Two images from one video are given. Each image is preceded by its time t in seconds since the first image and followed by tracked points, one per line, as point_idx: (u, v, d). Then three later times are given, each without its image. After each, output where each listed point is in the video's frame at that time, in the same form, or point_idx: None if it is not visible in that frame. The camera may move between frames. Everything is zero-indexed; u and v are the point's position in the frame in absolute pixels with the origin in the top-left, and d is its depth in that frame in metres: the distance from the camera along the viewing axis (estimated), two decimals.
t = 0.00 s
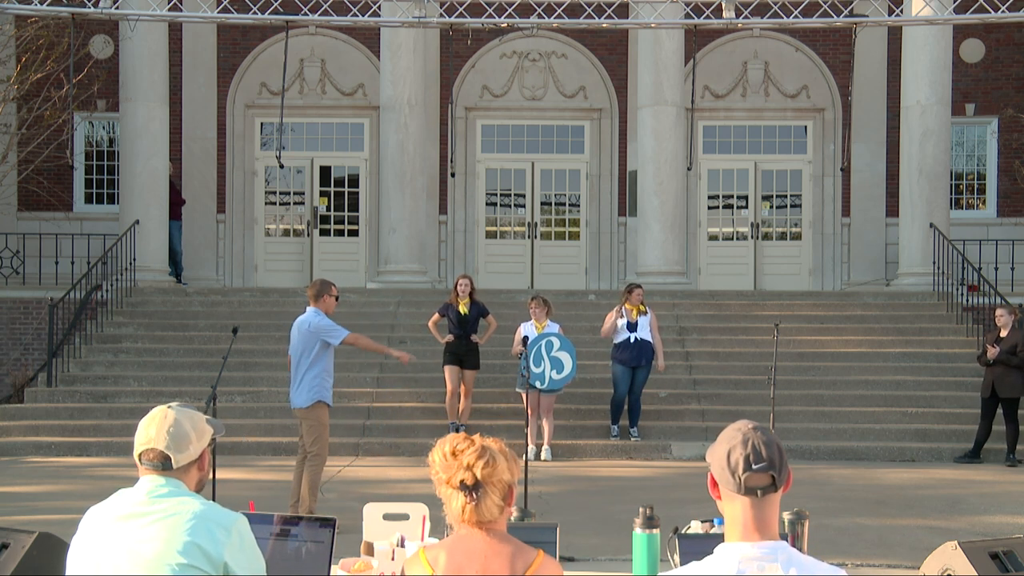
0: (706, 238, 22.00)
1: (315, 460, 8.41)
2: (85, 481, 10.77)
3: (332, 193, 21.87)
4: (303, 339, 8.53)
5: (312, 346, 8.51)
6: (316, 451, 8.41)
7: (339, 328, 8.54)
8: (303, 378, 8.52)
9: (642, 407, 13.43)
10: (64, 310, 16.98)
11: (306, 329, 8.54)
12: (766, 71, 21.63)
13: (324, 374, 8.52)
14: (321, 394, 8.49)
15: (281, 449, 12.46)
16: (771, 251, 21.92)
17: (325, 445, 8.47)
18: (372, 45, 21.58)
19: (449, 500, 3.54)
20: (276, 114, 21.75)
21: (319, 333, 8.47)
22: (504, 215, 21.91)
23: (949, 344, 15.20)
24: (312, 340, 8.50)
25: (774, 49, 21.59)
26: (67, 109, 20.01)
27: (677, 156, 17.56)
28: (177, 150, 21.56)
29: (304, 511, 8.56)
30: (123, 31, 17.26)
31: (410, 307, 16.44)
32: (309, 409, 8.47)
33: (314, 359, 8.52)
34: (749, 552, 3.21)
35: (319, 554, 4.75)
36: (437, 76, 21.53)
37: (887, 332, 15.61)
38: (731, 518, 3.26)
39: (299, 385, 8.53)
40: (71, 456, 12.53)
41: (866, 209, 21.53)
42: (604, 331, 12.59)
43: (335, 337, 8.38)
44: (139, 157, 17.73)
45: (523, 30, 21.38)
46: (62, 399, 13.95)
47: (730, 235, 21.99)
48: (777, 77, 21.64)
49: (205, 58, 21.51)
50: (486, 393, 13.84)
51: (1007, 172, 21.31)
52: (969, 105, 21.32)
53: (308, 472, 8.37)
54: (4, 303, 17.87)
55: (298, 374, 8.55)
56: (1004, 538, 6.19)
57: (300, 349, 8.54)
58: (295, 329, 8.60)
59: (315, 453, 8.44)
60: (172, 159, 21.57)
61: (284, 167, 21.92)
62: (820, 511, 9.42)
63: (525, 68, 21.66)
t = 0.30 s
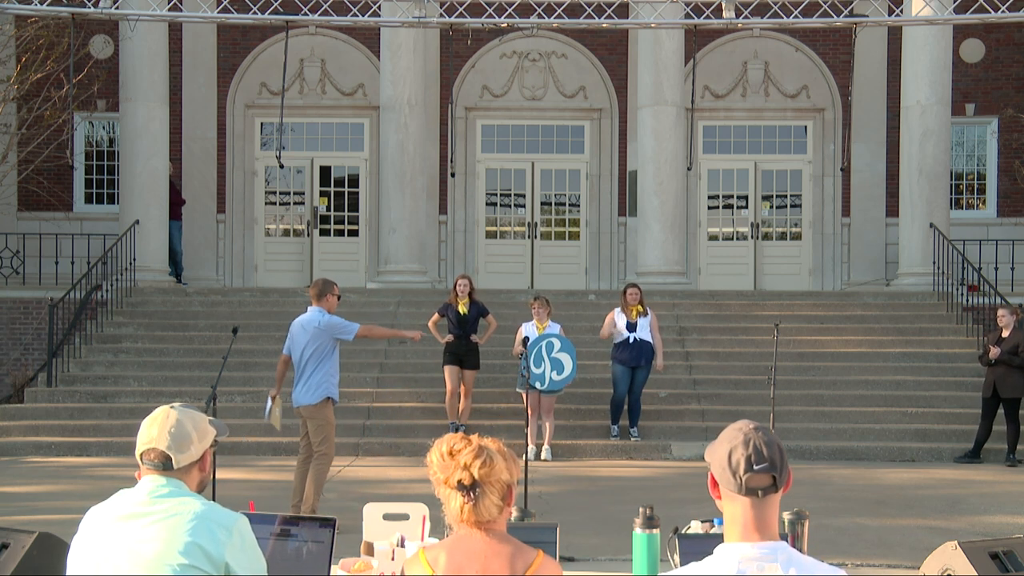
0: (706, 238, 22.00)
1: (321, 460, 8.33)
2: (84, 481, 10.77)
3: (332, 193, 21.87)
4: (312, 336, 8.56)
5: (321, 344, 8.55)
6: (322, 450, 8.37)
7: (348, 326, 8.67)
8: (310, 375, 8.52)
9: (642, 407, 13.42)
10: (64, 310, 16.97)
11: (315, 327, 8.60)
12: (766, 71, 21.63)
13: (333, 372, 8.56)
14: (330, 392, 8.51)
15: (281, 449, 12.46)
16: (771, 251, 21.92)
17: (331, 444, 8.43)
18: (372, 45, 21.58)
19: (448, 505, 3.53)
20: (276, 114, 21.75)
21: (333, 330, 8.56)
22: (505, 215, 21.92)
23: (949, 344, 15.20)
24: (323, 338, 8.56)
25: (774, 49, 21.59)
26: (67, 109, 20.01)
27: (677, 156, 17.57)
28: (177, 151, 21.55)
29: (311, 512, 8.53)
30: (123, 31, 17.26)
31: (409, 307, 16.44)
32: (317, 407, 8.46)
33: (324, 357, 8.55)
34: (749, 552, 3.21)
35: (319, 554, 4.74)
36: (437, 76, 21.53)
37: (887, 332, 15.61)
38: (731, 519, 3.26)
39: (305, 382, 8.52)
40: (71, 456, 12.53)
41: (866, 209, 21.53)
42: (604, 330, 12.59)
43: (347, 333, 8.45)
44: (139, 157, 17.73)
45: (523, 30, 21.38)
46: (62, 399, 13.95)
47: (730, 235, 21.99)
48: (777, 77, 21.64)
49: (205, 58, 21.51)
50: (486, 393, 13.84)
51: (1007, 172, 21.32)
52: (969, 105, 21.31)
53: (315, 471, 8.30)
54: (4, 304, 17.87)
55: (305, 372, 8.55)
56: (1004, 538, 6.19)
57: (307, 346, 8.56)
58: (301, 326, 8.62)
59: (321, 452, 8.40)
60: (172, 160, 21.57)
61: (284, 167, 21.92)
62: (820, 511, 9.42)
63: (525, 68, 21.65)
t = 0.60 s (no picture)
0: (706, 239, 22.00)
1: (326, 457, 8.35)
2: (84, 481, 10.77)
3: (332, 193, 21.87)
4: (316, 335, 8.55)
5: (325, 343, 8.55)
6: (327, 448, 8.40)
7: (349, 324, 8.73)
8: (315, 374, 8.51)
9: (642, 407, 13.43)
10: (64, 310, 16.97)
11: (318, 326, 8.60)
12: (766, 71, 21.63)
13: (337, 371, 8.59)
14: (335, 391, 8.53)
15: (281, 449, 12.46)
16: (771, 251, 21.92)
17: (336, 442, 8.46)
18: (372, 45, 21.58)
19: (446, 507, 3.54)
20: (276, 114, 21.75)
21: (338, 329, 8.58)
22: (504, 215, 21.92)
23: (950, 344, 15.20)
24: (328, 337, 8.56)
25: (774, 49, 21.59)
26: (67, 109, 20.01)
27: (677, 155, 17.56)
28: (177, 151, 21.55)
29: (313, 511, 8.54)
30: (123, 31, 17.26)
31: (409, 307, 16.44)
32: (323, 406, 8.45)
33: (328, 356, 8.55)
34: (748, 552, 3.21)
35: (319, 554, 4.74)
36: (436, 76, 21.52)
37: (887, 332, 15.60)
38: (730, 519, 3.26)
39: (310, 381, 8.51)
40: (71, 456, 12.53)
41: (866, 209, 21.53)
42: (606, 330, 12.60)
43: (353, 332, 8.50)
44: (139, 157, 17.73)
45: (523, 30, 21.37)
46: (62, 399, 13.95)
47: (730, 235, 21.99)
48: (777, 77, 21.64)
49: (205, 58, 21.50)
50: (486, 393, 13.84)
51: (1007, 172, 21.32)
52: (969, 105, 21.32)
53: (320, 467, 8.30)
54: (4, 304, 17.87)
55: (309, 371, 8.54)
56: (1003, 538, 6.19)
57: (311, 345, 8.54)
58: (304, 325, 8.60)
59: (326, 450, 8.42)
60: (172, 159, 21.57)
61: (284, 167, 21.92)
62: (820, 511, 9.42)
63: (525, 68, 21.65)
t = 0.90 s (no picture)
0: (706, 239, 22.01)
1: (329, 456, 8.38)
2: (84, 481, 10.77)
3: (332, 193, 21.87)
4: (316, 336, 8.55)
5: (326, 344, 8.56)
6: (330, 447, 8.41)
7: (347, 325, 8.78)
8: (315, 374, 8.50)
9: (642, 407, 13.43)
10: (64, 310, 16.96)
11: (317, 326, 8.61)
12: (766, 71, 21.63)
13: (337, 372, 8.59)
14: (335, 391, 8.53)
15: (281, 449, 12.45)
16: (770, 252, 21.92)
17: (338, 441, 8.48)
18: (372, 45, 21.58)
19: (455, 490, 3.51)
20: (276, 114, 21.75)
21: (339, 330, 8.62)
22: (505, 215, 21.92)
23: (950, 343, 15.21)
24: (329, 338, 8.57)
25: (774, 49, 21.59)
26: (67, 109, 20.01)
27: (677, 155, 17.56)
28: (177, 151, 21.55)
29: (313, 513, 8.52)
30: (122, 31, 17.25)
31: (409, 307, 16.44)
32: (325, 406, 8.45)
33: (329, 356, 8.56)
34: (748, 552, 3.21)
35: (320, 554, 4.74)
36: (436, 76, 21.53)
37: (887, 332, 15.60)
38: (729, 519, 3.26)
39: (310, 381, 8.50)
40: (71, 456, 12.52)
41: (866, 209, 21.53)
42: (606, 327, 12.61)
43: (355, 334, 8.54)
44: (139, 157, 17.73)
45: (523, 29, 21.36)
46: (62, 399, 13.95)
47: (730, 235, 21.99)
48: (777, 77, 21.64)
49: (205, 58, 21.50)
50: (486, 393, 13.84)
51: (1007, 172, 21.33)
52: (969, 105, 21.31)
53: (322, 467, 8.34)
54: (4, 303, 17.87)
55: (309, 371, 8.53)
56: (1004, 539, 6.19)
57: (311, 345, 8.54)
58: (304, 325, 8.59)
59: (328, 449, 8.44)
60: (172, 160, 21.56)
61: (284, 167, 21.93)
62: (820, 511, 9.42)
63: (525, 68, 21.65)
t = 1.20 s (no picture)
0: (706, 238, 22.01)
1: (330, 456, 8.42)
2: (83, 481, 10.77)
3: (332, 193, 21.87)
4: (315, 337, 8.55)
5: (325, 345, 8.56)
6: (333, 447, 8.44)
7: (347, 325, 8.81)
8: (315, 373, 8.50)
9: (643, 407, 13.43)
10: (64, 310, 16.96)
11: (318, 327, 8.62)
12: (766, 71, 21.63)
13: (337, 372, 8.61)
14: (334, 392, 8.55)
15: (281, 449, 12.46)
16: (770, 252, 21.92)
17: (339, 441, 8.52)
18: (372, 45, 21.58)
19: (460, 483, 3.52)
20: (276, 114, 21.76)
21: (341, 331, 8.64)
22: (505, 215, 21.92)
23: (950, 343, 15.21)
24: (330, 338, 8.59)
25: (774, 49, 21.59)
26: (67, 109, 20.00)
27: (677, 155, 17.56)
28: (177, 151, 21.55)
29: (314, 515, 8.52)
30: (122, 31, 17.26)
31: (409, 307, 16.44)
32: (326, 406, 8.48)
33: (330, 357, 8.57)
34: (748, 552, 3.21)
35: (321, 555, 4.75)
36: (436, 76, 21.53)
37: (887, 332, 15.60)
38: (729, 519, 3.26)
39: (310, 380, 8.50)
40: (71, 456, 12.53)
41: (866, 209, 21.53)
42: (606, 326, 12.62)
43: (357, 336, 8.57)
44: (139, 157, 17.73)
45: (523, 30, 21.36)
46: (62, 399, 13.95)
47: (730, 235, 21.99)
48: (777, 77, 21.64)
49: (205, 58, 21.50)
50: (486, 393, 13.84)
51: (1007, 172, 21.33)
52: (969, 105, 21.31)
53: (325, 467, 8.37)
54: (4, 304, 17.88)
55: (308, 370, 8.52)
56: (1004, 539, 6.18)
57: (311, 345, 8.54)
58: (304, 323, 8.59)
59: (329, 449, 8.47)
60: (172, 160, 21.56)
61: (284, 167, 21.93)
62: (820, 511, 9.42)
63: (525, 68, 21.65)
